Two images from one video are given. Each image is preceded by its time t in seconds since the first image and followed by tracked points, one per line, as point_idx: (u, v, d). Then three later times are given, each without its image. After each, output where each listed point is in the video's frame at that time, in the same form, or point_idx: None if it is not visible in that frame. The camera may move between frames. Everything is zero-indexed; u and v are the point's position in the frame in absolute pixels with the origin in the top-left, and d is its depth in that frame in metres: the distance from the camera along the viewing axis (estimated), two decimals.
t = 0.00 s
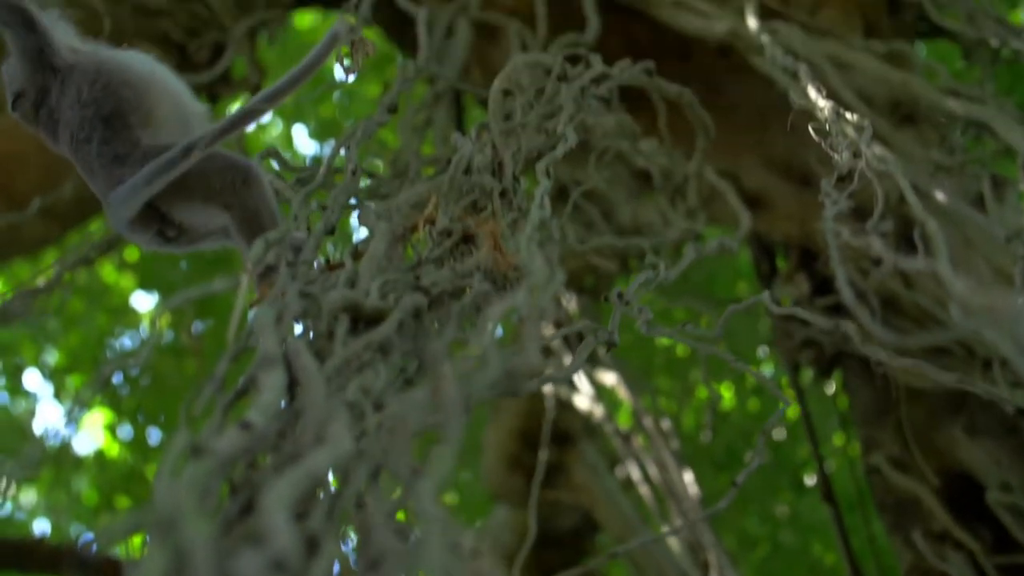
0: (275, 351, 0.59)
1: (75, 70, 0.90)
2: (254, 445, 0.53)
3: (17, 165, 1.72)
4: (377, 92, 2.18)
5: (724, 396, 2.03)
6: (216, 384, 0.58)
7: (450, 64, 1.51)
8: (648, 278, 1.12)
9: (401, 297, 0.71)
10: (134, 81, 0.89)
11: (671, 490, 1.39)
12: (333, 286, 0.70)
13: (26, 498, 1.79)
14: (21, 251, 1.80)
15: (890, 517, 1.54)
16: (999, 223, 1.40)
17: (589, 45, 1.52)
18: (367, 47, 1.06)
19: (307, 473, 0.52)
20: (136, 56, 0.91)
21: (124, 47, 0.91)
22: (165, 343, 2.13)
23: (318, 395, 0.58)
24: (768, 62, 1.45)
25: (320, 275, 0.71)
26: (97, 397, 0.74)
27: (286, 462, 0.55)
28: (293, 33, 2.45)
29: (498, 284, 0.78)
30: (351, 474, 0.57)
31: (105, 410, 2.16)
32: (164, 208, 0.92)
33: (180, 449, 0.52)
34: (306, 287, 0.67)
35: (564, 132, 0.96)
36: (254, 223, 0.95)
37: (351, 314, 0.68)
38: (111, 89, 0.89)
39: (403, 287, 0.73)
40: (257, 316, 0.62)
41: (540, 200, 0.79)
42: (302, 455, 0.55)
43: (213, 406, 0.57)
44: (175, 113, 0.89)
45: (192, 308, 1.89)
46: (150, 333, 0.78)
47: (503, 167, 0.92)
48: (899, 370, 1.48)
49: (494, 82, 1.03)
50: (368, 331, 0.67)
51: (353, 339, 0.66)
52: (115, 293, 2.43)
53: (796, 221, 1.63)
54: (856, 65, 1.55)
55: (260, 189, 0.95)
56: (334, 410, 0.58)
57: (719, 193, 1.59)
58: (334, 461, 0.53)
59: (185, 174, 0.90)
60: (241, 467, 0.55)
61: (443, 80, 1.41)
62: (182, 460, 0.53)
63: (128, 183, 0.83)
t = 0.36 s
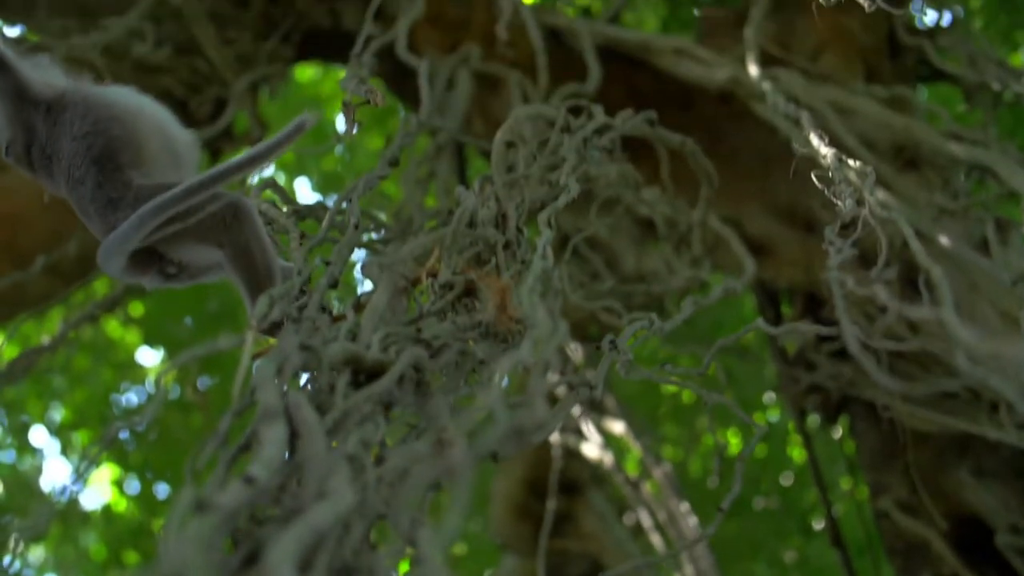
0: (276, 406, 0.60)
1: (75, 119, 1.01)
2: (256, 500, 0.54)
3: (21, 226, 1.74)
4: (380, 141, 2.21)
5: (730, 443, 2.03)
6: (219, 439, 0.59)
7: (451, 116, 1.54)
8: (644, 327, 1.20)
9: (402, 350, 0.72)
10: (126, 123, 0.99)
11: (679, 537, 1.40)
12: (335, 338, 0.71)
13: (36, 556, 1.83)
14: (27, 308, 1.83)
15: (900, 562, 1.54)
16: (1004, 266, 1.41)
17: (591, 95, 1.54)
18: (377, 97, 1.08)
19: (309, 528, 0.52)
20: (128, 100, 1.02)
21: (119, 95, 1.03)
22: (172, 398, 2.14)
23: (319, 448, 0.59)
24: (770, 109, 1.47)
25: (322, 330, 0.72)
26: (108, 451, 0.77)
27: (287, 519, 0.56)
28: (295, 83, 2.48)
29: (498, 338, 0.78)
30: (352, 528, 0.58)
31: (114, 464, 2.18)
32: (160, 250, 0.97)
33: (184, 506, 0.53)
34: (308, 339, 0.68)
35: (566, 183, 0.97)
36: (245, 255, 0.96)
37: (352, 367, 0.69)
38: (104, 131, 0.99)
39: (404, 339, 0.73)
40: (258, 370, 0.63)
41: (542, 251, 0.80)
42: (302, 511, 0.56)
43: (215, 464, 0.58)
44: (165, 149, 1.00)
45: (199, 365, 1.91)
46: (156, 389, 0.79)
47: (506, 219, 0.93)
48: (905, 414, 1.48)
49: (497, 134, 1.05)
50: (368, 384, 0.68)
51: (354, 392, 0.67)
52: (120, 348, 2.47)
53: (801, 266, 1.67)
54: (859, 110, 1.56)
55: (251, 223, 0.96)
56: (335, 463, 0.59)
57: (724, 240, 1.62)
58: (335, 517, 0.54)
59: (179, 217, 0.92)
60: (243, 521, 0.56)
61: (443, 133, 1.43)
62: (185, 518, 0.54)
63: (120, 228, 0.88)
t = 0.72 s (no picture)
0: (274, 442, 0.60)
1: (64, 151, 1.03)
2: (253, 536, 0.54)
3: (21, 267, 1.76)
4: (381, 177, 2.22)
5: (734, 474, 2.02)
6: (217, 476, 0.59)
7: (451, 152, 1.55)
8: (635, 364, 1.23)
9: (401, 386, 0.72)
10: (111, 151, 1.00)
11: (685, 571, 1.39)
12: (333, 374, 0.71)
13: None
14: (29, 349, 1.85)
15: None
16: (1007, 296, 1.41)
17: (591, 129, 1.55)
18: (385, 133, 1.09)
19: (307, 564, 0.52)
20: (115, 127, 1.03)
21: (108, 123, 1.04)
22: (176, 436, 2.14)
23: (317, 484, 0.59)
24: (772, 142, 1.48)
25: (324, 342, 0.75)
26: (111, 493, 0.77)
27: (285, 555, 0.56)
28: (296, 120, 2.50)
29: (497, 374, 0.79)
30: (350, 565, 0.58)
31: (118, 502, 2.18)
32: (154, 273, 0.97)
33: (182, 543, 0.53)
34: (307, 376, 0.69)
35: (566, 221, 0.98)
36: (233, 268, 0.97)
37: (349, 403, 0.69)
38: (90, 161, 1.00)
39: (402, 375, 0.74)
40: (257, 406, 0.63)
41: (543, 289, 0.80)
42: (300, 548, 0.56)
43: (213, 500, 0.58)
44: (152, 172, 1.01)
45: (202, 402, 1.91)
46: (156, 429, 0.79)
47: (506, 257, 0.94)
48: (908, 445, 1.48)
49: (498, 171, 1.06)
50: (367, 420, 0.68)
51: (353, 427, 0.68)
52: (124, 387, 2.49)
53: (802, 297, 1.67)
54: (859, 141, 1.56)
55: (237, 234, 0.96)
56: (333, 499, 0.59)
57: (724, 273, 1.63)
58: (333, 553, 0.54)
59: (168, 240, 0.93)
60: (241, 553, 0.56)
61: (443, 169, 1.45)
62: (183, 555, 0.54)
63: (108, 255, 0.90)
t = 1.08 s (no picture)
0: (272, 467, 0.61)
1: (58, 173, 1.04)
2: (251, 560, 0.54)
3: (23, 298, 1.78)
4: (383, 205, 2.23)
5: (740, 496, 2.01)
6: (215, 502, 0.60)
7: (451, 178, 1.56)
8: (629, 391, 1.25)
9: (401, 411, 0.72)
10: (103, 169, 1.01)
11: None
12: (332, 400, 0.72)
13: None
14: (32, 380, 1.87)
15: None
16: (1009, 314, 1.41)
17: (592, 153, 1.56)
18: (388, 160, 1.09)
19: None
20: (106, 145, 1.04)
21: (99, 141, 1.05)
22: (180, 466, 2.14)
23: (316, 509, 0.59)
24: (771, 162, 1.48)
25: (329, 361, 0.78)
26: (116, 525, 0.78)
27: None
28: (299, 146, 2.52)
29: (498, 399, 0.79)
30: None
31: (123, 531, 2.18)
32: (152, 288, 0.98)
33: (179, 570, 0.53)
34: (308, 402, 0.69)
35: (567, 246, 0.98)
36: (229, 283, 0.95)
37: (349, 428, 0.69)
38: (84, 181, 1.01)
39: (402, 400, 0.74)
40: (255, 433, 0.64)
41: (544, 314, 0.80)
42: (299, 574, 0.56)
43: (211, 526, 0.59)
44: (145, 187, 1.02)
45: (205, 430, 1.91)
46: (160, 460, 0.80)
47: (506, 284, 0.94)
48: (914, 465, 1.47)
49: (498, 198, 1.06)
50: (367, 444, 0.69)
51: (353, 453, 0.68)
52: (129, 418, 2.49)
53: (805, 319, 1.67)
54: (859, 162, 1.57)
55: (232, 249, 0.93)
56: (332, 523, 0.59)
57: (727, 296, 1.64)
58: None
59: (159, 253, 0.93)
60: None
61: (443, 196, 1.46)
62: None
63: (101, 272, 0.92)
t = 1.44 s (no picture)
0: (274, 484, 0.61)
1: (59, 187, 1.05)
2: None
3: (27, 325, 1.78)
4: (384, 224, 2.24)
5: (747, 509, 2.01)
6: (218, 520, 0.60)
7: (451, 196, 1.56)
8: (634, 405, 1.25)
9: (403, 426, 0.73)
10: (103, 182, 1.03)
11: None
12: (335, 416, 0.72)
13: None
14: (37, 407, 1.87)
15: None
16: (1012, 321, 1.41)
17: (592, 168, 1.56)
18: (389, 178, 1.09)
19: None
20: (104, 158, 1.06)
21: (96, 155, 1.07)
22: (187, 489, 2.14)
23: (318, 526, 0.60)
24: (771, 174, 1.49)
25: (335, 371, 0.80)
26: (123, 549, 0.78)
27: None
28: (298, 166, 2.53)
29: (500, 414, 0.79)
30: None
31: (131, 556, 2.18)
32: (154, 298, 1.00)
33: None
34: (309, 419, 0.70)
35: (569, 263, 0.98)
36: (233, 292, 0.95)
37: (352, 443, 0.69)
38: (85, 195, 1.03)
39: (404, 415, 0.74)
40: (256, 451, 0.64)
41: (547, 330, 0.80)
42: None
43: (214, 543, 0.59)
44: (145, 199, 1.04)
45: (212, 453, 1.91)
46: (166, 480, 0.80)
47: (508, 300, 0.94)
48: (920, 474, 1.47)
49: (499, 215, 1.06)
50: (369, 460, 0.69)
51: (355, 468, 0.68)
52: (134, 441, 2.50)
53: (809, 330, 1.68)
54: (859, 172, 1.57)
55: (235, 259, 0.95)
56: (334, 539, 0.59)
57: (731, 309, 1.64)
58: None
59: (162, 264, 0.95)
60: None
61: (445, 215, 1.46)
62: None
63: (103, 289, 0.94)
